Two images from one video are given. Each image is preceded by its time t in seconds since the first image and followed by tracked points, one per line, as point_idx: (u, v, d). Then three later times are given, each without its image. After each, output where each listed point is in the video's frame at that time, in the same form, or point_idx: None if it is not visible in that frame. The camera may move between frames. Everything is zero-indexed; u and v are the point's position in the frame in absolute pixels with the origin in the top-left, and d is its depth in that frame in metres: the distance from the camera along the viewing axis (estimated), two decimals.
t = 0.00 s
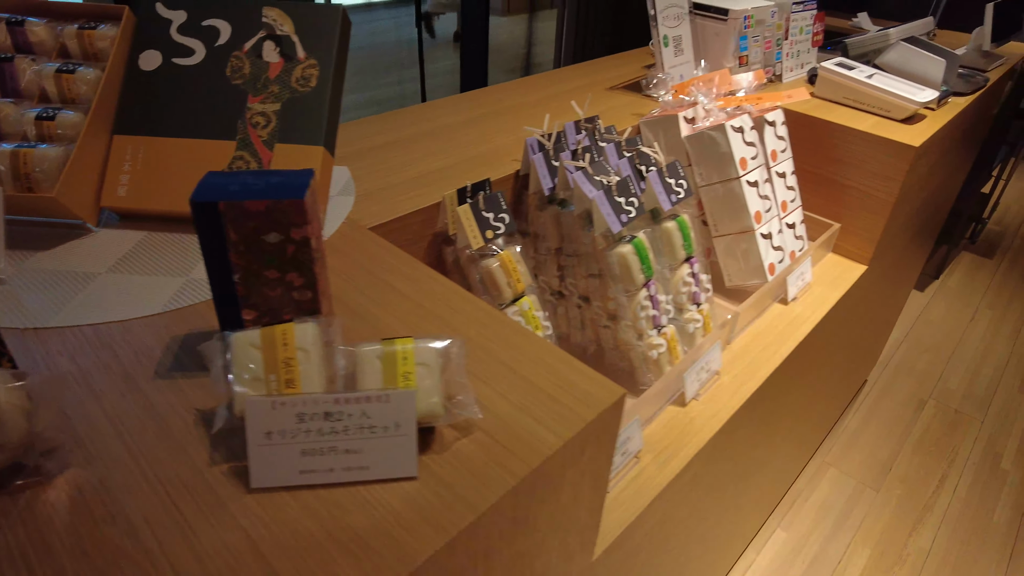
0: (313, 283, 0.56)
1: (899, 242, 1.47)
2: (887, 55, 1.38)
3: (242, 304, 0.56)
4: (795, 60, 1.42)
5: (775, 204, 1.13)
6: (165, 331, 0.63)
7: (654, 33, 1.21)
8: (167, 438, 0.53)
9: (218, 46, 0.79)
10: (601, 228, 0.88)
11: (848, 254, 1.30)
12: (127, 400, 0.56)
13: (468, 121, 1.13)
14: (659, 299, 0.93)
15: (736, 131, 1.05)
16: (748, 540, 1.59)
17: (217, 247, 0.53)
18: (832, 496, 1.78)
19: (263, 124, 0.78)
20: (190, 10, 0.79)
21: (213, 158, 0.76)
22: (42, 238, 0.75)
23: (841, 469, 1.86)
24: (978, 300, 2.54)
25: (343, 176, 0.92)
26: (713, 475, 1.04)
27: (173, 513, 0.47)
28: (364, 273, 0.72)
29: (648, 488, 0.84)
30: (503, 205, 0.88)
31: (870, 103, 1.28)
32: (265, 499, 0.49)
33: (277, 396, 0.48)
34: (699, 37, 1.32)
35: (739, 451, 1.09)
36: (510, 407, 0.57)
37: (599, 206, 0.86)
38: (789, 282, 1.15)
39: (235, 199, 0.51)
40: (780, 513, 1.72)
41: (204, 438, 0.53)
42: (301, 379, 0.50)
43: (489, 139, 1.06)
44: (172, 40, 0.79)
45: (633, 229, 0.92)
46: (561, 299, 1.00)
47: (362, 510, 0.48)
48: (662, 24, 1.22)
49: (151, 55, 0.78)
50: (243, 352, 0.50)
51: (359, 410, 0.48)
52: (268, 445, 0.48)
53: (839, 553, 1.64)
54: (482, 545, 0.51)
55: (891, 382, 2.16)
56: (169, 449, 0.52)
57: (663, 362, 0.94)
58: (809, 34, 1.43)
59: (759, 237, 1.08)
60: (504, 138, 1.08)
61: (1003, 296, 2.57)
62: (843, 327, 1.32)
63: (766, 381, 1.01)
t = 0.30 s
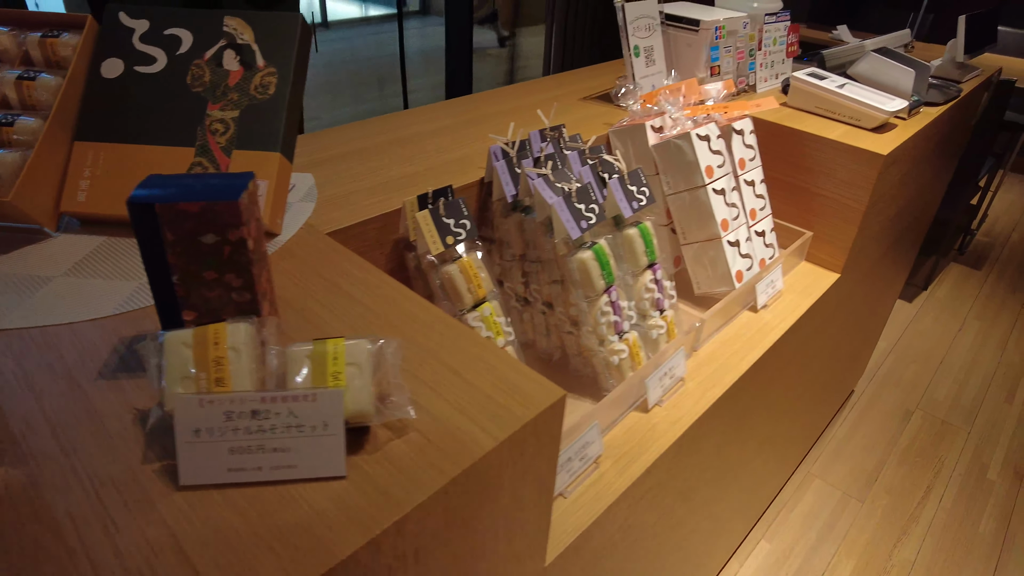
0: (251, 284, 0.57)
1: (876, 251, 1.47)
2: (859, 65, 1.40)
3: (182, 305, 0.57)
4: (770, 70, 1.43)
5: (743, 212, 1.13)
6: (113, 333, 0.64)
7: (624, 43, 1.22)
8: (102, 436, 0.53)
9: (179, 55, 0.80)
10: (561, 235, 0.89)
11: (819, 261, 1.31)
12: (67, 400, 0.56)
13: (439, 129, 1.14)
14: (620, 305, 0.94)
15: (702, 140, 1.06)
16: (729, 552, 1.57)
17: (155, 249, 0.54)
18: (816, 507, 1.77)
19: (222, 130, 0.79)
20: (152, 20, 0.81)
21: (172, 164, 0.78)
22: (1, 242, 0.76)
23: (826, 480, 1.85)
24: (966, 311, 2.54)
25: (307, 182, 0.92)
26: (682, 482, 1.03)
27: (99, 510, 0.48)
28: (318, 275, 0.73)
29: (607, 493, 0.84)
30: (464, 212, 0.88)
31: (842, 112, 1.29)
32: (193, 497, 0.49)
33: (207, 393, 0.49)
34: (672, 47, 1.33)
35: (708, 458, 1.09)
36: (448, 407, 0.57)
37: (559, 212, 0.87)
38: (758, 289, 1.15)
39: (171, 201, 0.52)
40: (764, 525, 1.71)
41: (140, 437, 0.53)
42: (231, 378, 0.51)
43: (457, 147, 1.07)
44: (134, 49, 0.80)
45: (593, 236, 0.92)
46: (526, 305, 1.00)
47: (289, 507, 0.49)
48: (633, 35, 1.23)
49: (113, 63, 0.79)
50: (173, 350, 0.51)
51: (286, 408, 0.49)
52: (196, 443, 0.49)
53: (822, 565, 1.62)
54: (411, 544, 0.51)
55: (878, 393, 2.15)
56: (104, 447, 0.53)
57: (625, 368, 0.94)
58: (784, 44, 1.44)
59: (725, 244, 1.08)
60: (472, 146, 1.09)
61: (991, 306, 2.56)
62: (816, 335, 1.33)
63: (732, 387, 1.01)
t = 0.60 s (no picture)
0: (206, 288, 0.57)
1: (863, 261, 1.46)
2: (843, 75, 1.39)
3: (137, 309, 0.56)
4: (755, 79, 1.44)
5: (723, 221, 1.13)
6: (72, 339, 0.64)
7: (605, 53, 1.23)
8: (50, 440, 0.52)
9: (151, 62, 0.80)
10: (534, 243, 0.89)
11: (803, 271, 1.30)
12: (18, 404, 0.56)
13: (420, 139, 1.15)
14: (595, 313, 0.94)
15: (680, 148, 1.06)
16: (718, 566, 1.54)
17: (110, 253, 0.54)
18: (809, 520, 1.74)
19: (191, 137, 0.79)
20: (124, 27, 0.81)
21: (141, 170, 0.78)
22: None
23: (819, 492, 1.82)
24: (961, 322, 2.52)
25: (280, 190, 0.93)
26: (661, 494, 1.02)
27: (38, 514, 0.47)
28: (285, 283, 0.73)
29: (578, 503, 0.83)
30: (437, 219, 0.88)
31: (825, 121, 1.29)
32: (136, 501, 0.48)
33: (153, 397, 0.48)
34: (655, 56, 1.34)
35: (689, 469, 1.08)
36: (403, 412, 0.57)
37: (531, 219, 0.87)
38: (739, 298, 1.15)
39: (124, 204, 0.51)
40: (755, 538, 1.68)
41: (86, 440, 0.52)
42: (180, 382, 0.50)
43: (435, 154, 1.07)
44: (105, 56, 0.80)
45: (567, 244, 0.93)
46: (502, 314, 1.00)
47: (232, 512, 0.47)
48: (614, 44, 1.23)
49: (85, 70, 0.80)
50: (122, 353, 0.49)
51: (231, 412, 0.48)
52: (141, 447, 0.47)
53: None
54: (358, 552, 0.50)
55: (872, 404, 2.13)
56: (50, 451, 0.51)
57: (599, 376, 0.94)
58: (769, 54, 1.44)
59: (705, 253, 1.08)
60: (451, 155, 1.09)
61: (987, 317, 2.55)
62: (801, 345, 1.32)
63: (711, 397, 1.00)
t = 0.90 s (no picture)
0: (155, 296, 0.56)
1: (850, 272, 1.45)
2: (826, 85, 1.39)
3: (85, 318, 0.55)
4: (739, 90, 1.43)
5: (702, 231, 1.12)
6: (24, 348, 0.63)
7: (586, 64, 1.23)
8: None
9: (118, 71, 0.80)
10: (505, 253, 0.88)
11: (786, 282, 1.29)
12: None
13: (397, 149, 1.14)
14: (568, 324, 0.93)
15: (658, 158, 1.06)
16: None
17: (53, 262, 0.52)
18: (801, 535, 1.70)
19: (158, 145, 0.79)
20: (93, 37, 0.81)
21: (107, 178, 0.77)
22: None
23: (811, 506, 1.79)
24: (956, 335, 2.50)
25: (251, 201, 0.93)
26: (639, 508, 1.00)
27: None
28: (248, 293, 0.73)
29: (548, 516, 0.81)
30: (408, 228, 0.88)
31: (808, 132, 1.28)
32: (70, 512, 0.47)
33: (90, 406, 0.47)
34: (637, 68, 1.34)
35: (670, 483, 1.05)
36: (353, 424, 0.56)
37: (501, 229, 0.86)
38: (721, 309, 1.12)
39: (69, 210, 0.50)
40: (746, 554, 1.64)
41: (25, 447, 0.51)
42: (119, 391, 0.48)
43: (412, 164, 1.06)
44: (73, 64, 0.80)
45: (540, 254, 0.92)
46: (476, 325, 0.99)
47: (169, 525, 0.46)
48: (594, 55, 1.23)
49: (52, 78, 0.79)
50: (60, 362, 0.48)
51: (169, 422, 0.47)
52: (76, 457, 0.46)
53: None
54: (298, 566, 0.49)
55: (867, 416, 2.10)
56: None
57: (573, 388, 0.93)
58: (752, 65, 1.44)
59: (683, 263, 1.07)
60: (429, 165, 1.09)
61: (983, 330, 2.53)
62: (785, 357, 1.30)
63: (688, 409, 0.99)
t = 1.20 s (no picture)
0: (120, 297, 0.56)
1: (839, 277, 1.44)
2: (812, 91, 1.39)
3: (46, 319, 0.55)
4: (725, 97, 1.44)
5: (685, 236, 1.12)
6: None
7: (571, 70, 1.23)
8: None
9: (95, 74, 0.80)
10: (484, 257, 0.88)
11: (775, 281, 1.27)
12: None
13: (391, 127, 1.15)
14: (548, 328, 0.93)
15: (640, 163, 1.05)
16: None
17: (13, 262, 0.52)
18: (795, 542, 1.67)
19: (134, 149, 0.80)
20: (70, 41, 0.80)
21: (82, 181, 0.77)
22: None
23: (805, 514, 1.75)
24: (952, 340, 2.48)
25: (230, 205, 0.94)
26: (621, 517, 0.98)
27: None
28: (219, 299, 0.72)
29: (524, 522, 0.80)
30: (386, 232, 0.87)
31: (795, 137, 1.28)
32: (24, 514, 0.46)
33: (45, 407, 0.46)
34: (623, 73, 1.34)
35: (654, 491, 1.04)
36: (319, 426, 0.56)
37: (479, 232, 0.86)
38: (704, 314, 1.12)
39: (30, 212, 0.50)
40: (739, 562, 1.60)
41: None
42: (76, 392, 0.48)
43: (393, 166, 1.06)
44: (50, 69, 0.79)
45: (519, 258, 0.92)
46: (457, 330, 0.99)
47: (123, 527, 0.46)
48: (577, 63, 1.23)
49: (29, 83, 0.78)
50: (17, 363, 0.47)
51: (125, 423, 0.46)
52: (30, 459, 0.46)
53: None
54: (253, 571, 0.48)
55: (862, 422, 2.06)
56: None
57: (552, 392, 0.93)
58: (739, 71, 1.45)
59: (665, 268, 1.07)
60: (411, 170, 1.09)
61: (978, 336, 2.51)
62: (772, 362, 1.29)
63: (670, 414, 0.98)
